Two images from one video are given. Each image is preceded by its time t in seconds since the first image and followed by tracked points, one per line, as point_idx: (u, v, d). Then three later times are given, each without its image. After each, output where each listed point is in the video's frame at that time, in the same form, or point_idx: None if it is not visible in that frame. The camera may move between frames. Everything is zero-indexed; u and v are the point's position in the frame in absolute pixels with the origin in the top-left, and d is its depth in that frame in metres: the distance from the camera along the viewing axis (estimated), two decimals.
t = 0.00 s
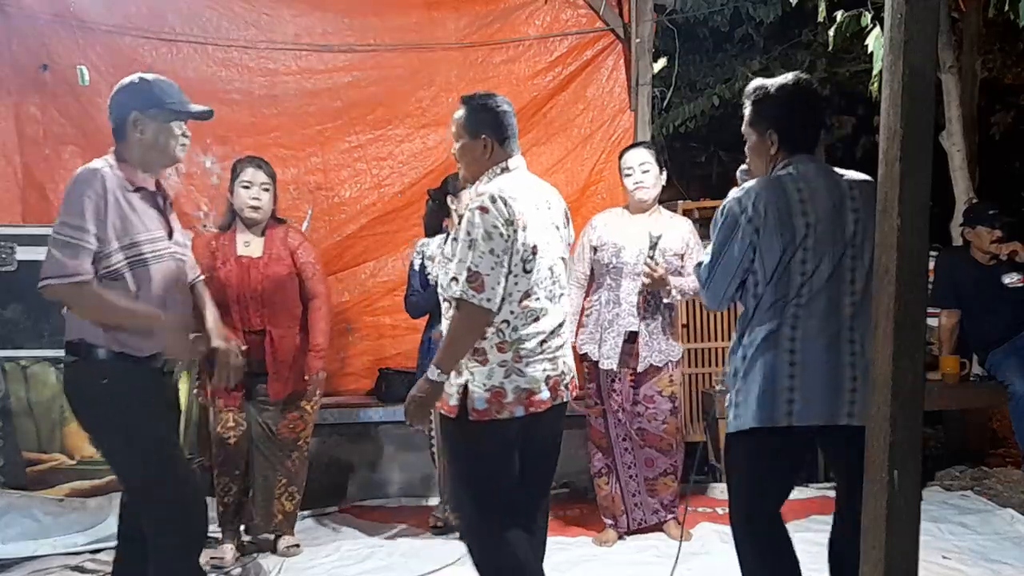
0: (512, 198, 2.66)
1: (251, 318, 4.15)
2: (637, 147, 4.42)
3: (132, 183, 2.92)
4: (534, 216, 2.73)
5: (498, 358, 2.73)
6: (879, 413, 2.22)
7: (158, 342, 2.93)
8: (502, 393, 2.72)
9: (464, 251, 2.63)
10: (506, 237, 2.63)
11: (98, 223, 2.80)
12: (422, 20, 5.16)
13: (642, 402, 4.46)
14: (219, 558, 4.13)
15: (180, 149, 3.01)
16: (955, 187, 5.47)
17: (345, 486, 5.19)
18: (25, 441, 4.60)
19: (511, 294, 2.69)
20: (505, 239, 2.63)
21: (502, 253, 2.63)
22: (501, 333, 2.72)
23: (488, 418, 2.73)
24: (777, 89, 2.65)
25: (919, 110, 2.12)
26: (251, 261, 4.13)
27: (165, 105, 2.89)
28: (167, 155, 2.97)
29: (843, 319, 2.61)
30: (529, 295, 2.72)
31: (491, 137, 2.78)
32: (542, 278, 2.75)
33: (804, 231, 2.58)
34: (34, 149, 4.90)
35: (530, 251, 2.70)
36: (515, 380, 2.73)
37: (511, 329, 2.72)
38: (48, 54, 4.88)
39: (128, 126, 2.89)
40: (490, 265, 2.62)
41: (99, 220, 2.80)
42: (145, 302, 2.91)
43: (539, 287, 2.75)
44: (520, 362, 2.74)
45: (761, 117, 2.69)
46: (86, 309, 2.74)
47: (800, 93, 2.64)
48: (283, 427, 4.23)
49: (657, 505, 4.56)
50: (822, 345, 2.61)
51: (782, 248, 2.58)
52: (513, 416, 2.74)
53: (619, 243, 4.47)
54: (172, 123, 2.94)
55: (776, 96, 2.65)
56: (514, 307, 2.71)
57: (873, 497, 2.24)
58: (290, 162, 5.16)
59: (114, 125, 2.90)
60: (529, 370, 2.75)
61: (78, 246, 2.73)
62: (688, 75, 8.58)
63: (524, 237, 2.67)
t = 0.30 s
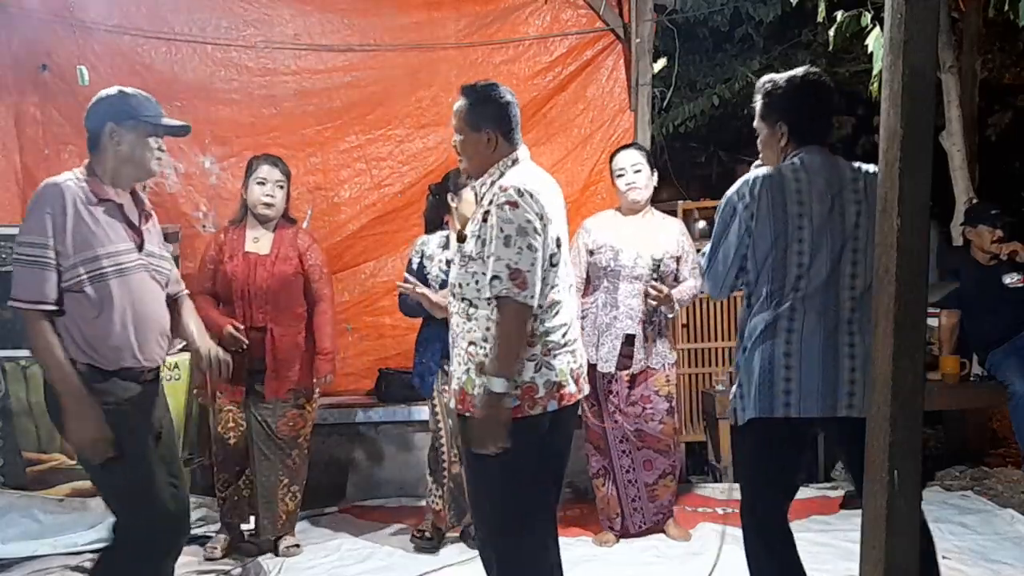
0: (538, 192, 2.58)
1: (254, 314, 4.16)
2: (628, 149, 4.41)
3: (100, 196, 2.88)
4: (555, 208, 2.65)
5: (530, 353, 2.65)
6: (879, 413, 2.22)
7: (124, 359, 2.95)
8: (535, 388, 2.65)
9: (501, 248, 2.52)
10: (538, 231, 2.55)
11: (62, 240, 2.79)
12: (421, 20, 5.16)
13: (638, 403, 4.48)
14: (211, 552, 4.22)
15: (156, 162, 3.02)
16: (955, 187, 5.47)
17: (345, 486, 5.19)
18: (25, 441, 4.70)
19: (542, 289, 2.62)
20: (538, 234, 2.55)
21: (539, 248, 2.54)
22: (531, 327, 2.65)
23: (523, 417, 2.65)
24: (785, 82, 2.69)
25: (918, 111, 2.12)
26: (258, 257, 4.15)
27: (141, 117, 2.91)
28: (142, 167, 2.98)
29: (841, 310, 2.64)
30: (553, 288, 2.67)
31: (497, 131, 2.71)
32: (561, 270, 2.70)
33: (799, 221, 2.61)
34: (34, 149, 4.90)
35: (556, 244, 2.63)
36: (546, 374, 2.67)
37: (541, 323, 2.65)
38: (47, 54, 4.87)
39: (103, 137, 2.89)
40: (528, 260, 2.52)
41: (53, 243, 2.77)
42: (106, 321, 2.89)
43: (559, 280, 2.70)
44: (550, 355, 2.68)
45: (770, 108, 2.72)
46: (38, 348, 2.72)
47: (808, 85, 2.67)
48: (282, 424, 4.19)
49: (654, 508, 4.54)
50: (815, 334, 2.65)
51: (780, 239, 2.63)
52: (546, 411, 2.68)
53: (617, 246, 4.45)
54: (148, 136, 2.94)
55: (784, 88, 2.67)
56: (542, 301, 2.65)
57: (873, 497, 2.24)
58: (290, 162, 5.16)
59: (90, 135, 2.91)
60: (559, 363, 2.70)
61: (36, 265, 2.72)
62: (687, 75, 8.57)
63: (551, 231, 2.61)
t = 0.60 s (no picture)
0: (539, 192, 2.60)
1: (243, 309, 4.16)
2: (625, 144, 4.40)
3: (60, 185, 2.89)
4: (554, 210, 2.67)
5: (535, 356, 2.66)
6: (879, 414, 2.21)
7: (78, 350, 2.89)
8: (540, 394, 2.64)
9: (506, 246, 2.52)
10: (540, 232, 2.56)
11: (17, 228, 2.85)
12: (421, 19, 5.15)
13: (650, 400, 4.47)
14: (215, 548, 4.28)
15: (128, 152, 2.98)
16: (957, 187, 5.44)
17: (344, 486, 5.16)
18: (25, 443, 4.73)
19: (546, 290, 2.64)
20: (541, 234, 2.56)
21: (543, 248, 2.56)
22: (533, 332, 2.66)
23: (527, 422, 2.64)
24: (835, 87, 2.66)
25: (919, 110, 2.11)
26: (248, 253, 4.17)
27: (106, 104, 2.92)
28: (112, 157, 2.95)
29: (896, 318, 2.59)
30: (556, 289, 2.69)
31: (490, 133, 2.70)
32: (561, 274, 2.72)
33: (846, 227, 2.60)
34: (33, 149, 4.89)
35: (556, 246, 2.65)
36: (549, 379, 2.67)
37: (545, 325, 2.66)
38: (45, 53, 4.85)
39: (69, 128, 2.92)
40: (535, 258, 2.53)
41: (7, 234, 2.84)
42: (59, 311, 2.86)
43: (559, 283, 2.71)
44: (552, 360, 2.69)
45: (819, 113, 2.68)
46: None
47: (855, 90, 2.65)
48: (271, 423, 4.17)
49: (658, 509, 4.55)
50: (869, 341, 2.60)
51: (827, 246, 2.63)
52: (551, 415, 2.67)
53: (616, 245, 4.44)
54: (114, 124, 2.93)
55: (833, 95, 2.65)
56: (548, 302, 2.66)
57: (874, 498, 2.23)
58: (289, 162, 5.16)
59: (61, 127, 2.94)
60: (562, 367, 2.71)
61: None
62: (688, 74, 8.54)
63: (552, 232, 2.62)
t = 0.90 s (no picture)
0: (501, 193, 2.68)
1: (232, 311, 4.15)
2: (630, 147, 4.42)
3: (24, 189, 2.90)
4: (521, 210, 2.74)
5: (503, 357, 2.73)
6: (879, 414, 2.20)
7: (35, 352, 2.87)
8: (510, 392, 2.72)
9: (455, 247, 2.62)
10: (497, 233, 2.63)
11: None
12: (421, 19, 5.15)
13: (662, 400, 4.47)
14: (216, 548, 4.28)
15: (93, 154, 2.97)
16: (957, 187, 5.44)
17: (344, 486, 5.15)
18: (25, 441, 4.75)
19: (507, 291, 2.71)
20: (498, 235, 2.63)
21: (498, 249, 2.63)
22: (502, 331, 2.72)
23: (500, 420, 2.72)
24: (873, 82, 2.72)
25: (919, 109, 2.11)
26: (236, 257, 4.18)
27: (64, 108, 2.91)
28: (76, 160, 2.95)
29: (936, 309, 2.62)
30: (525, 289, 2.74)
31: (465, 134, 2.82)
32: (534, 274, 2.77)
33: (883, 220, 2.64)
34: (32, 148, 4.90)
35: (522, 246, 2.71)
36: (521, 378, 2.73)
37: (511, 325, 2.73)
38: (44, 53, 4.88)
39: (31, 133, 2.93)
40: (483, 260, 2.60)
41: None
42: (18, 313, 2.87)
43: (533, 282, 2.76)
44: (526, 359, 2.75)
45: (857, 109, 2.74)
46: None
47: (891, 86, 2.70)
48: (253, 422, 4.14)
49: (660, 507, 4.55)
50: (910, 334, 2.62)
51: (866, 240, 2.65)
52: (524, 412, 2.74)
53: (620, 249, 4.44)
54: (74, 126, 2.92)
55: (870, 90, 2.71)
56: (512, 302, 2.72)
57: (873, 499, 2.23)
58: (288, 162, 5.17)
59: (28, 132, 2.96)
60: (536, 366, 2.76)
61: None
62: (688, 74, 8.54)
63: (515, 232, 2.68)
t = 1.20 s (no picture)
0: (465, 187, 2.82)
1: (229, 312, 4.17)
2: (637, 151, 4.42)
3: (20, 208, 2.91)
4: (484, 205, 2.87)
5: (461, 345, 2.87)
6: (878, 413, 2.22)
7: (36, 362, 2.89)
8: (468, 379, 2.85)
9: (417, 234, 2.75)
10: (456, 226, 2.77)
11: None
12: (421, 20, 5.17)
13: (668, 401, 4.51)
14: (217, 547, 4.30)
15: (77, 173, 2.95)
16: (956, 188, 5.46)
17: (345, 486, 5.17)
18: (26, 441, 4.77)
19: (467, 283, 2.85)
20: (458, 228, 2.77)
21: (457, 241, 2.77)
22: (460, 321, 2.86)
23: (456, 406, 2.85)
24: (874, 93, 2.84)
25: (919, 110, 2.13)
26: (225, 258, 4.17)
27: (40, 131, 2.88)
28: (60, 183, 2.94)
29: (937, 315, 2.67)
30: (485, 282, 2.87)
31: (448, 126, 2.93)
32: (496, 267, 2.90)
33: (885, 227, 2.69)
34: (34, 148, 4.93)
35: (484, 240, 2.84)
36: (478, 366, 2.87)
37: (469, 316, 2.86)
38: (46, 54, 4.92)
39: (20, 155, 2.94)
40: (438, 250, 2.74)
41: None
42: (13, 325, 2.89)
43: (495, 275, 2.89)
44: (483, 349, 2.88)
45: (857, 119, 2.81)
46: None
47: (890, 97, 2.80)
48: (262, 415, 4.21)
49: (662, 506, 4.57)
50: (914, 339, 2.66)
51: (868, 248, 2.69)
52: (479, 400, 2.86)
53: (621, 255, 4.46)
54: (51, 148, 2.90)
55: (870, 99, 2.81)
56: (472, 292, 2.86)
57: (872, 497, 2.24)
58: (288, 163, 5.18)
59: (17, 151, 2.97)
60: (493, 357, 2.89)
61: None
62: (687, 75, 8.56)
63: (476, 226, 2.82)
